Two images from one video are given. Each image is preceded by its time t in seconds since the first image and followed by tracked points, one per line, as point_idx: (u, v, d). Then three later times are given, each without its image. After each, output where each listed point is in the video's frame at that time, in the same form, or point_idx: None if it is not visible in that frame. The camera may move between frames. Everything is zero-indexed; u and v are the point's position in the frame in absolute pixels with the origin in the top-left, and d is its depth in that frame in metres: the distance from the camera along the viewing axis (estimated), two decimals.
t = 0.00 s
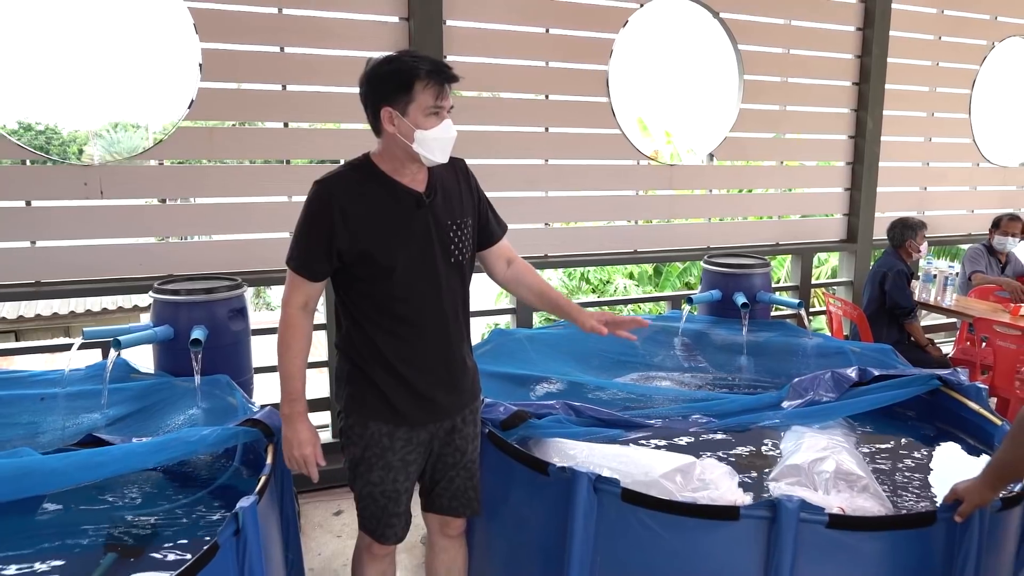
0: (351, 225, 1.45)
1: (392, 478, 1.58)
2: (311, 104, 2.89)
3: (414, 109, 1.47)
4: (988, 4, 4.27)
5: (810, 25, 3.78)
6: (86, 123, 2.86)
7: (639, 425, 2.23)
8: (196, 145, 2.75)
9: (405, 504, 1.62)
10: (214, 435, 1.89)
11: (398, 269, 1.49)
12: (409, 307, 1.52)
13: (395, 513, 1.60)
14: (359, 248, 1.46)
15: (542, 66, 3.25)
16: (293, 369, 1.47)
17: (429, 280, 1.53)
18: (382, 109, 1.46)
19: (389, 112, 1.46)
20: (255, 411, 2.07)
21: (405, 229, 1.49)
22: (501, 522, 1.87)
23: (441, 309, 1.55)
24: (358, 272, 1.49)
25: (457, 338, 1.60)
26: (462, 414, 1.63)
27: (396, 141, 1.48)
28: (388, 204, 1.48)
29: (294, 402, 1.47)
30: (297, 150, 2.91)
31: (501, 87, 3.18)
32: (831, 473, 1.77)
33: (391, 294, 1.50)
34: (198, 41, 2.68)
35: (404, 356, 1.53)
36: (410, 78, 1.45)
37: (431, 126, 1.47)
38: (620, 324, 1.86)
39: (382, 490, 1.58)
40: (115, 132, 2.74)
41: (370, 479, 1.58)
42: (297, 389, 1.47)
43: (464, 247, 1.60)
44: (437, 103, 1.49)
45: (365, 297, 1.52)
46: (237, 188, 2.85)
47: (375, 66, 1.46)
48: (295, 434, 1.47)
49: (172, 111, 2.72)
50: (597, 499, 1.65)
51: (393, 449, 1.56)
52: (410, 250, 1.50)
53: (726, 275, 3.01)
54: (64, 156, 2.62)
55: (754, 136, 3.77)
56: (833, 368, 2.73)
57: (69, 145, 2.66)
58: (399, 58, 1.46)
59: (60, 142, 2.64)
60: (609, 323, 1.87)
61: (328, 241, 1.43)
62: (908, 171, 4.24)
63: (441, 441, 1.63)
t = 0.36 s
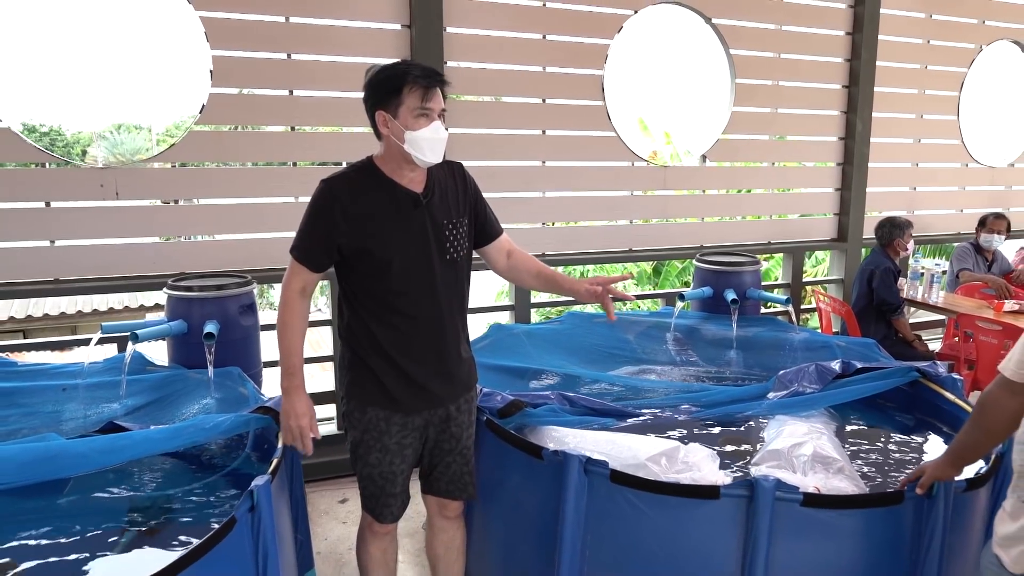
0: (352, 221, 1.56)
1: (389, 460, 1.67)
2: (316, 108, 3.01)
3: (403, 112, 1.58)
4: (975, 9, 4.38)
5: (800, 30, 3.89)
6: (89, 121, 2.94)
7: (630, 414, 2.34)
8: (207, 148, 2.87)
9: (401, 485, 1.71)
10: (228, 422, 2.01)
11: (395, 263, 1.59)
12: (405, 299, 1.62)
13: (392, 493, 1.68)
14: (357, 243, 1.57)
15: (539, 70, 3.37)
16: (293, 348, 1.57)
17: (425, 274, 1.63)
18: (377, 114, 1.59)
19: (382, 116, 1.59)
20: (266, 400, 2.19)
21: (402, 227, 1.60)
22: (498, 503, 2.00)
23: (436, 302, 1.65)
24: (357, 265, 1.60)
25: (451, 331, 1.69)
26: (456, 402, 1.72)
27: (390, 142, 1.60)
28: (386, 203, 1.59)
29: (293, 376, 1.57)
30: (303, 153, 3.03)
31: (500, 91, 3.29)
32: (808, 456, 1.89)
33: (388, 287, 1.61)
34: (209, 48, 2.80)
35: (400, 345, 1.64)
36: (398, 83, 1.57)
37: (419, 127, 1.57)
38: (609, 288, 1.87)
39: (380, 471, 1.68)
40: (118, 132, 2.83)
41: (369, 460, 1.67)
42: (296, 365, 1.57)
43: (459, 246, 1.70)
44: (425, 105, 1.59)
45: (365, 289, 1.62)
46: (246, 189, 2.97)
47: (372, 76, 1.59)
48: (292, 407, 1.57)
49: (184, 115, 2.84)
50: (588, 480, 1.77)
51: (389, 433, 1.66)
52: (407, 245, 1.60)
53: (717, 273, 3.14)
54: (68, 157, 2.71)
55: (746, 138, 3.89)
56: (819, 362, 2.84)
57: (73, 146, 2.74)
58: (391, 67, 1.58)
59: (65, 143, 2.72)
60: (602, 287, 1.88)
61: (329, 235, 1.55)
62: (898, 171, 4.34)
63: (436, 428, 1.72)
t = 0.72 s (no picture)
0: (356, 215, 1.61)
1: (387, 449, 1.72)
2: (310, 108, 3.07)
3: (402, 110, 1.64)
4: (953, 13, 4.49)
5: (783, 33, 3.98)
6: (72, 117, 2.99)
7: (617, 405, 2.41)
8: (203, 147, 2.92)
9: (398, 473, 1.76)
10: (228, 413, 2.06)
11: (396, 256, 1.65)
12: (404, 292, 1.67)
13: (389, 481, 1.74)
14: (360, 236, 1.62)
15: (529, 72, 3.44)
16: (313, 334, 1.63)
17: (423, 269, 1.69)
18: (379, 112, 1.66)
19: (384, 115, 1.66)
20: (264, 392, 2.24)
21: (403, 222, 1.65)
22: (491, 491, 2.07)
23: (433, 296, 1.71)
24: (359, 257, 1.65)
25: (446, 324, 1.75)
26: (450, 393, 1.78)
27: (391, 139, 1.66)
28: (388, 199, 1.64)
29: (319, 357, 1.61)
30: (297, 152, 3.09)
31: (491, 92, 3.36)
32: (787, 442, 1.97)
33: (389, 280, 1.66)
34: (205, 48, 2.85)
35: (399, 337, 1.69)
36: (397, 83, 1.64)
37: (417, 124, 1.64)
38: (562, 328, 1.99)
39: (378, 460, 1.73)
40: (102, 132, 2.90)
41: (367, 449, 1.72)
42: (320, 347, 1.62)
43: (455, 242, 1.76)
44: (424, 103, 1.65)
45: (366, 281, 1.67)
46: (242, 187, 3.02)
47: (375, 80, 1.67)
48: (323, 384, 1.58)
49: (180, 115, 2.89)
50: (577, 466, 1.85)
51: (387, 422, 1.71)
52: (407, 240, 1.66)
53: (702, 269, 3.23)
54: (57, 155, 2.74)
55: (731, 139, 3.97)
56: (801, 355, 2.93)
57: (57, 144, 2.76)
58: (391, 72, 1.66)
59: (48, 141, 2.74)
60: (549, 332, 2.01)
61: (333, 227, 1.60)
62: (878, 171, 4.45)
63: (432, 418, 1.78)
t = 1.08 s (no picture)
0: (358, 210, 1.64)
1: (384, 439, 1.77)
2: (291, 106, 3.09)
3: (404, 111, 1.68)
4: (912, 18, 4.66)
5: (752, 36, 4.10)
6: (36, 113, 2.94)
7: (597, 396, 2.49)
8: (183, 144, 2.92)
9: (393, 463, 1.80)
10: (217, 406, 2.09)
11: (395, 251, 1.69)
12: (402, 286, 1.72)
13: (385, 471, 1.78)
14: (361, 231, 1.65)
15: (506, 71, 3.50)
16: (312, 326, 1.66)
17: (420, 263, 1.74)
18: (381, 111, 1.70)
19: (386, 114, 1.70)
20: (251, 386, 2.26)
21: (403, 217, 1.69)
22: (477, 480, 2.12)
23: (429, 290, 1.77)
24: (359, 252, 1.69)
25: (439, 317, 1.81)
26: (443, 383, 1.84)
27: (392, 139, 1.70)
28: (388, 194, 1.68)
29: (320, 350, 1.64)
30: (278, 150, 3.11)
31: (470, 91, 3.41)
32: (762, 429, 2.06)
33: (389, 274, 1.70)
34: (185, 45, 2.85)
35: (397, 329, 1.73)
36: (399, 84, 1.67)
37: (417, 125, 1.67)
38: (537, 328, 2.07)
39: (374, 450, 1.77)
40: (59, 129, 2.85)
41: (363, 440, 1.76)
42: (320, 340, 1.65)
43: (448, 237, 1.82)
44: (425, 106, 1.68)
45: (364, 275, 1.71)
46: (221, 184, 3.03)
47: (378, 81, 1.71)
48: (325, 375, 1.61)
49: (160, 112, 2.89)
50: (562, 454, 1.91)
51: (384, 413, 1.75)
52: (407, 235, 1.70)
53: (675, 265, 3.33)
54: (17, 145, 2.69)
55: (703, 139, 4.08)
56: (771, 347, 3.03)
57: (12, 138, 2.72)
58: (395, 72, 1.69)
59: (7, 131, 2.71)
60: (528, 329, 2.07)
61: (336, 222, 1.63)
62: (842, 171, 4.60)
63: (425, 408, 1.83)
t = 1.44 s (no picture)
0: (350, 209, 1.67)
1: (371, 434, 1.80)
2: (262, 105, 3.09)
3: (411, 114, 1.71)
4: (865, 25, 4.84)
5: (713, 40, 4.22)
6: None
7: (571, 391, 2.55)
8: (152, 142, 2.90)
9: (379, 457, 1.84)
10: (199, 405, 2.10)
11: (385, 250, 1.73)
12: (392, 284, 1.76)
13: (372, 465, 1.82)
14: (353, 230, 1.68)
15: (476, 72, 3.54)
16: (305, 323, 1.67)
17: (408, 262, 1.78)
18: (384, 109, 1.70)
19: (389, 112, 1.70)
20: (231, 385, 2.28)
21: (392, 217, 1.73)
22: (457, 473, 2.17)
23: (417, 288, 1.81)
24: (349, 251, 1.72)
25: (425, 314, 1.86)
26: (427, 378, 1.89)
27: (392, 138, 1.72)
28: (379, 194, 1.71)
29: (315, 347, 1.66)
30: (249, 149, 3.10)
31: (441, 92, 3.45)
32: (732, 419, 2.15)
33: (379, 273, 1.74)
34: (154, 43, 2.83)
35: (385, 326, 1.77)
36: (409, 88, 1.70)
37: (423, 129, 1.72)
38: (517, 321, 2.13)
39: (362, 445, 1.80)
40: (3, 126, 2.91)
41: (350, 436, 1.80)
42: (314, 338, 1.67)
43: (432, 236, 1.86)
44: (431, 111, 1.73)
45: (354, 273, 1.74)
46: (191, 183, 3.00)
47: (380, 78, 1.71)
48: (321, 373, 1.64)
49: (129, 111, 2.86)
50: (542, 446, 1.96)
51: (372, 408, 1.79)
52: (396, 234, 1.74)
53: (642, 263, 3.41)
54: None
55: (668, 139, 4.18)
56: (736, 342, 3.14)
57: None
58: (398, 75, 1.72)
59: None
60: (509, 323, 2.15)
61: (329, 221, 1.65)
62: (799, 171, 4.76)
63: (410, 402, 1.88)
